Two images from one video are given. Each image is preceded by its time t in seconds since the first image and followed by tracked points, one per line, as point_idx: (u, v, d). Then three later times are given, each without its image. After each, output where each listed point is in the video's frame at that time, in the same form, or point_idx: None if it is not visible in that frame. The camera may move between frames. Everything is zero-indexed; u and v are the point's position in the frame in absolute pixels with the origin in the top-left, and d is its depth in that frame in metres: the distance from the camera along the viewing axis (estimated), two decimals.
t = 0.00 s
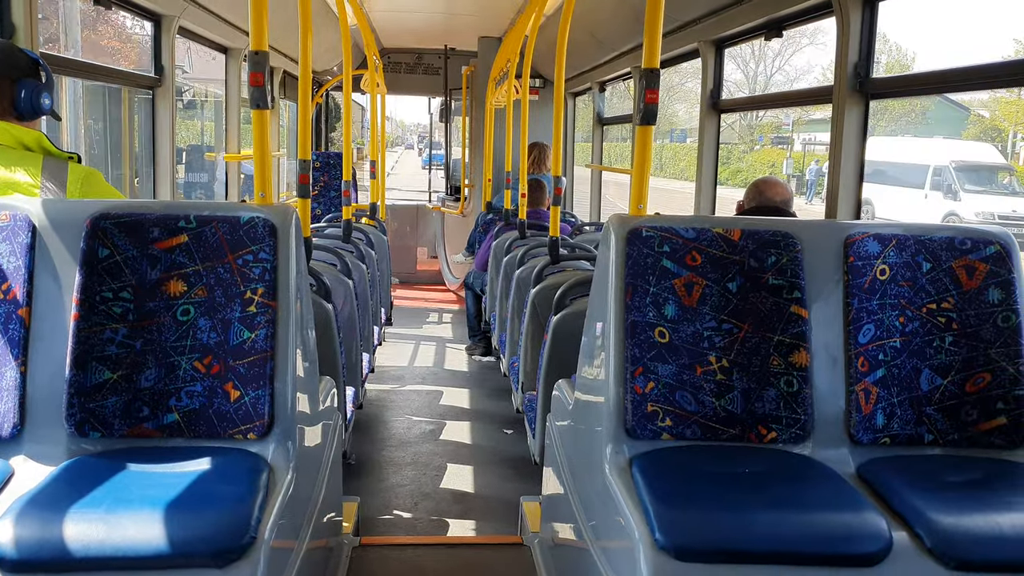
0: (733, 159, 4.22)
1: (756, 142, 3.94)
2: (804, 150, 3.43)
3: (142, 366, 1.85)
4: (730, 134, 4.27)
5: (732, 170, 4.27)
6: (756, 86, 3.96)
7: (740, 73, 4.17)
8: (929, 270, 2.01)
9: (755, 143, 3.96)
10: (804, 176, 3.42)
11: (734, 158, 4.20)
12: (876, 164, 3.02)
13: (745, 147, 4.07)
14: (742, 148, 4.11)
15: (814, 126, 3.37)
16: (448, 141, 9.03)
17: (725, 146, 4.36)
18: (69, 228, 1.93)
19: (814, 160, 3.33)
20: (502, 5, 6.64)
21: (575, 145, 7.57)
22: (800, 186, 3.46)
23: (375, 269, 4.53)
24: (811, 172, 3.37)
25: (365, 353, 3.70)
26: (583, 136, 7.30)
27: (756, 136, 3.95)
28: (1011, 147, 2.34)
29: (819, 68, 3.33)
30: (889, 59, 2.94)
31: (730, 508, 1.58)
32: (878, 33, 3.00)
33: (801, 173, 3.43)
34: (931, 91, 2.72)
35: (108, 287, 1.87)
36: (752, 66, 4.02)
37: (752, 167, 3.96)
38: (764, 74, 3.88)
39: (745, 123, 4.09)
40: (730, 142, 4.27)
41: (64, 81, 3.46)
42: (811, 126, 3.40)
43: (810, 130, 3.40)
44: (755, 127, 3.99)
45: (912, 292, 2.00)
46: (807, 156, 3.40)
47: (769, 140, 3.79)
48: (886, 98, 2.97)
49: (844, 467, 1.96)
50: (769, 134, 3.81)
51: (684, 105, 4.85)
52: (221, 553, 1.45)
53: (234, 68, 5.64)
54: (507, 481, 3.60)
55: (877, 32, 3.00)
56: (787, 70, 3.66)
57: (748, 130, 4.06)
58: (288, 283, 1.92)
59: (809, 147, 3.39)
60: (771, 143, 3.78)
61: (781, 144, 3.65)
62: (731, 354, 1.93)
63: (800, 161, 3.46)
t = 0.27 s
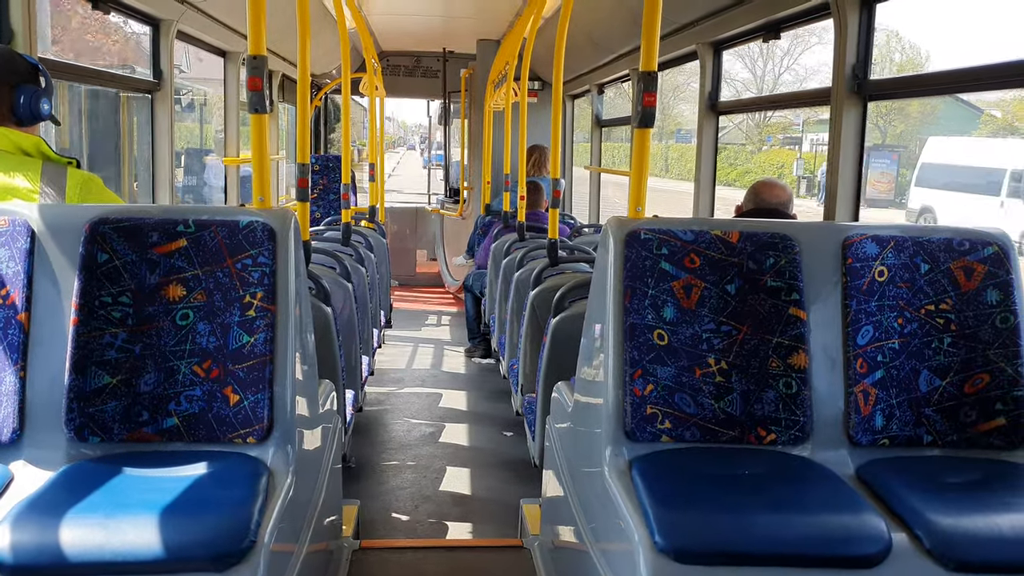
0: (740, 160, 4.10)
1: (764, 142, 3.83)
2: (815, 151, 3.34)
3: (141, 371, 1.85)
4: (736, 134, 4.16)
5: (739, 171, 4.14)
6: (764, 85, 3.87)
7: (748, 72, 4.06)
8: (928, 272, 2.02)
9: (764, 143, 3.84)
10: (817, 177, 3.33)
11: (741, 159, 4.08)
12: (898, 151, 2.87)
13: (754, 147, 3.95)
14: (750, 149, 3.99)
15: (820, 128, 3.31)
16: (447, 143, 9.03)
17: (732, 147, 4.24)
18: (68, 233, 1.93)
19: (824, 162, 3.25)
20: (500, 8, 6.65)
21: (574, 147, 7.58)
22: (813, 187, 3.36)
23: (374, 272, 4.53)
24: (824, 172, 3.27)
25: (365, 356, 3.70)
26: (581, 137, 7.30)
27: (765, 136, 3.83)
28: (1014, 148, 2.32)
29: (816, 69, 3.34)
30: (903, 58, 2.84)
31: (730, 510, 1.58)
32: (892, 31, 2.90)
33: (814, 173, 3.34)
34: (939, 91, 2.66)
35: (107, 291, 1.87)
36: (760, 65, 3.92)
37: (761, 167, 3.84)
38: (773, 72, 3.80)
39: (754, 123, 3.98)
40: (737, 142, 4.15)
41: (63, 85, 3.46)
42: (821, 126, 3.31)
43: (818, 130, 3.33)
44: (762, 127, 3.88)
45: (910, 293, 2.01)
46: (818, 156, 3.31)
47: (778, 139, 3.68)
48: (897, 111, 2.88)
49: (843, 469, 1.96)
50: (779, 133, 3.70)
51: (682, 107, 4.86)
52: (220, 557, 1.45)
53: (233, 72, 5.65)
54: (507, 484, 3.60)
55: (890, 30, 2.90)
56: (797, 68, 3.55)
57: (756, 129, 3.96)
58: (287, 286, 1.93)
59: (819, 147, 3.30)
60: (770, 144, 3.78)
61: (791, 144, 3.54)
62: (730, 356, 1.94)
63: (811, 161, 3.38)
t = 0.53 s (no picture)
0: (748, 160, 3.98)
1: (773, 142, 3.70)
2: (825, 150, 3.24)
3: (142, 373, 1.85)
4: (744, 134, 4.05)
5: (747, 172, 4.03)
6: (773, 84, 3.76)
7: (756, 72, 3.95)
8: (927, 266, 2.01)
9: (773, 143, 3.71)
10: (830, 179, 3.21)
11: (749, 159, 3.96)
12: (912, 151, 2.79)
13: (762, 148, 3.84)
14: (758, 149, 3.88)
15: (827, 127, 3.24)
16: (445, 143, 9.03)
17: (739, 147, 4.12)
18: (67, 235, 1.93)
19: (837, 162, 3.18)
20: (498, 7, 6.65)
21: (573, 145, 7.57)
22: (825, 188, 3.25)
23: (374, 272, 4.53)
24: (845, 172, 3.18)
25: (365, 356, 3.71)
26: (580, 135, 7.30)
27: (773, 135, 3.71)
28: (1015, 143, 2.31)
29: (815, 65, 3.34)
30: (918, 55, 2.76)
31: (731, 506, 1.58)
32: (906, 27, 2.81)
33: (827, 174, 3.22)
34: (949, 84, 2.60)
35: (107, 293, 1.88)
36: (769, 63, 3.83)
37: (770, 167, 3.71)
38: (782, 71, 3.69)
39: (762, 122, 3.87)
40: (745, 143, 4.04)
41: (62, 88, 3.46)
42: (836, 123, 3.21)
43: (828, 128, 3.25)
44: (771, 127, 3.76)
45: (910, 288, 2.01)
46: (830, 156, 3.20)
47: (787, 140, 3.56)
48: (916, 114, 2.79)
49: (844, 464, 1.96)
50: (788, 133, 3.57)
51: (681, 103, 4.85)
52: (222, 558, 1.45)
53: (231, 74, 5.65)
54: (509, 483, 3.60)
55: (904, 26, 2.82)
56: (806, 67, 3.42)
57: (764, 128, 3.84)
58: (286, 287, 1.92)
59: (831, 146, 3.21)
60: (769, 140, 3.78)
61: (802, 144, 3.42)
62: (730, 352, 1.94)
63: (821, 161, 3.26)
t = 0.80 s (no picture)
0: (755, 162, 3.89)
1: (781, 144, 3.61)
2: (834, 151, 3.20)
3: (144, 377, 1.86)
4: (751, 135, 3.97)
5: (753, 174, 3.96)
6: (782, 83, 3.65)
7: (764, 72, 3.87)
8: (929, 264, 2.01)
9: (782, 144, 3.61)
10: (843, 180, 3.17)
11: (756, 162, 3.88)
12: (926, 152, 2.68)
13: (770, 149, 3.75)
14: (765, 150, 3.80)
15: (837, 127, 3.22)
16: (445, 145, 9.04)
17: (746, 149, 4.03)
18: (68, 241, 1.93)
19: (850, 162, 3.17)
20: (497, 9, 6.65)
21: (573, 146, 7.58)
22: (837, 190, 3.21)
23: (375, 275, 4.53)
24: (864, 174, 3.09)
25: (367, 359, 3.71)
26: (580, 136, 7.31)
27: (781, 136, 3.62)
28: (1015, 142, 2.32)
29: (814, 64, 3.34)
30: (932, 54, 2.69)
31: (734, 506, 1.58)
32: (920, 26, 2.74)
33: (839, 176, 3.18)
34: (958, 81, 2.56)
35: (109, 298, 1.88)
36: (777, 63, 3.73)
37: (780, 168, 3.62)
38: (790, 71, 3.57)
39: (770, 122, 3.79)
40: (751, 145, 3.95)
41: (62, 94, 3.47)
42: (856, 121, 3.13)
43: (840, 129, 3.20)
44: (779, 128, 3.67)
45: (912, 286, 2.01)
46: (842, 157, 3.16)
47: (796, 141, 3.48)
48: (933, 116, 2.68)
49: (847, 463, 1.96)
50: (797, 133, 3.50)
51: (680, 104, 4.86)
52: (226, 562, 1.45)
53: (230, 78, 5.66)
54: (511, 484, 3.60)
55: (918, 25, 2.74)
56: (814, 68, 3.33)
57: (772, 129, 3.75)
58: (288, 290, 1.93)
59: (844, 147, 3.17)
60: (768, 139, 3.78)
61: (812, 146, 3.35)
62: (732, 352, 1.94)
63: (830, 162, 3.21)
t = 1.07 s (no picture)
0: (764, 164, 3.83)
1: (791, 145, 3.55)
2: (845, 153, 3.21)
3: (149, 378, 1.86)
4: (757, 137, 3.94)
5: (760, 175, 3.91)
6: (791, 84, 3.59)
7: (774, 73, 3.80)
8: (933, 267, 2.02)
9: (790, 145, 3.57)
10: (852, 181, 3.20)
11: (765, 163, 3.82)
12: (939, 154, 2.64)
13: (779, 150, 3.69)
14: (774, 152, 3.74)
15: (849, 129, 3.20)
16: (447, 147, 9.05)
17: (755, 150, 3.98)
18: (74, 242, 1.93)
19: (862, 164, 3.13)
20: (500, 10, 6.66)
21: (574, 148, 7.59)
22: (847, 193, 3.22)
23: (378, 276, 4.53)
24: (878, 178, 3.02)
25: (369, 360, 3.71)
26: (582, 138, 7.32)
27: (790, 137, 3.56)
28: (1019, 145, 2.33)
29: (817, 67, 3.34)
30: (947, 53, 2.63)
31: (739, 508, 1.59)
32: (935, 25, 2.69)
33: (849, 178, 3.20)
34: (970, 83, 2.53)
35: (114, 299, 1.88)
36: (787, 63, 3.67)
37: (792, 170, 3.54)
38: (799, 71, 3.52)
39: (779, 123, 3.73)
40: (760, 146, 3.90)
41: (65, 95, 3.47)
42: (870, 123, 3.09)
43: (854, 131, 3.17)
44: (789, 129, 3.60)
45: (916, 289, 2.01)
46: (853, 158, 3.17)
47: (806, 142, 3.42)
48: (945, 115, 2.65)
49: (851, 465, 1.96)
50: (806, 134, 3.44)
51: (682, 106, 4.86)
52: (231, 562, 1.45)
53: (233, 79, 5.67)
54: (514, 486, 3.60)
55: (934, 24, 2.69)
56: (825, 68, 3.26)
57: (780, 130, 3.70)
58: (293, 291, 1.93)
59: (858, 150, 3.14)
60: (771, 142, 3.79)
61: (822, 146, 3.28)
62: (736, 354, 1.94)
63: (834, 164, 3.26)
